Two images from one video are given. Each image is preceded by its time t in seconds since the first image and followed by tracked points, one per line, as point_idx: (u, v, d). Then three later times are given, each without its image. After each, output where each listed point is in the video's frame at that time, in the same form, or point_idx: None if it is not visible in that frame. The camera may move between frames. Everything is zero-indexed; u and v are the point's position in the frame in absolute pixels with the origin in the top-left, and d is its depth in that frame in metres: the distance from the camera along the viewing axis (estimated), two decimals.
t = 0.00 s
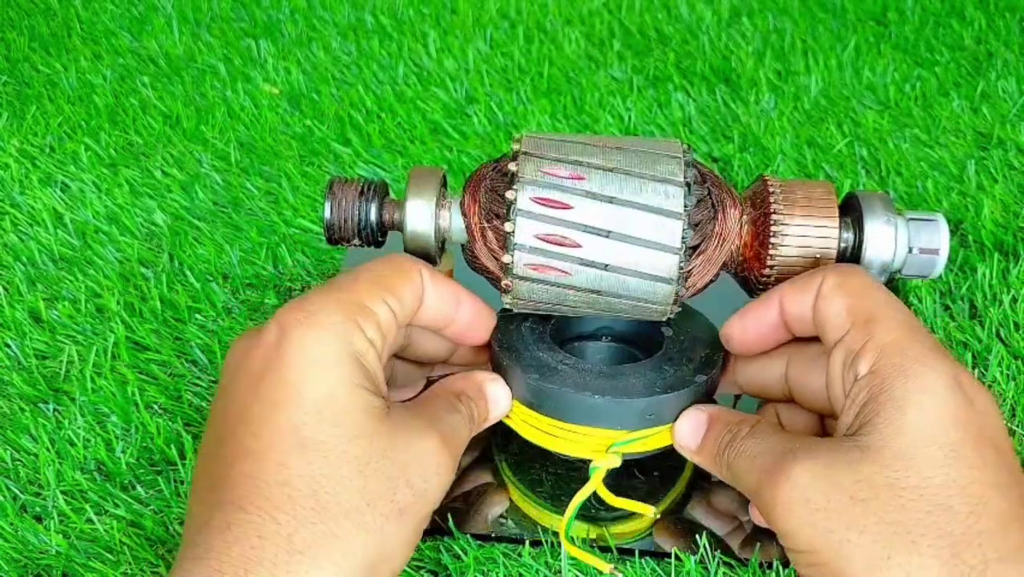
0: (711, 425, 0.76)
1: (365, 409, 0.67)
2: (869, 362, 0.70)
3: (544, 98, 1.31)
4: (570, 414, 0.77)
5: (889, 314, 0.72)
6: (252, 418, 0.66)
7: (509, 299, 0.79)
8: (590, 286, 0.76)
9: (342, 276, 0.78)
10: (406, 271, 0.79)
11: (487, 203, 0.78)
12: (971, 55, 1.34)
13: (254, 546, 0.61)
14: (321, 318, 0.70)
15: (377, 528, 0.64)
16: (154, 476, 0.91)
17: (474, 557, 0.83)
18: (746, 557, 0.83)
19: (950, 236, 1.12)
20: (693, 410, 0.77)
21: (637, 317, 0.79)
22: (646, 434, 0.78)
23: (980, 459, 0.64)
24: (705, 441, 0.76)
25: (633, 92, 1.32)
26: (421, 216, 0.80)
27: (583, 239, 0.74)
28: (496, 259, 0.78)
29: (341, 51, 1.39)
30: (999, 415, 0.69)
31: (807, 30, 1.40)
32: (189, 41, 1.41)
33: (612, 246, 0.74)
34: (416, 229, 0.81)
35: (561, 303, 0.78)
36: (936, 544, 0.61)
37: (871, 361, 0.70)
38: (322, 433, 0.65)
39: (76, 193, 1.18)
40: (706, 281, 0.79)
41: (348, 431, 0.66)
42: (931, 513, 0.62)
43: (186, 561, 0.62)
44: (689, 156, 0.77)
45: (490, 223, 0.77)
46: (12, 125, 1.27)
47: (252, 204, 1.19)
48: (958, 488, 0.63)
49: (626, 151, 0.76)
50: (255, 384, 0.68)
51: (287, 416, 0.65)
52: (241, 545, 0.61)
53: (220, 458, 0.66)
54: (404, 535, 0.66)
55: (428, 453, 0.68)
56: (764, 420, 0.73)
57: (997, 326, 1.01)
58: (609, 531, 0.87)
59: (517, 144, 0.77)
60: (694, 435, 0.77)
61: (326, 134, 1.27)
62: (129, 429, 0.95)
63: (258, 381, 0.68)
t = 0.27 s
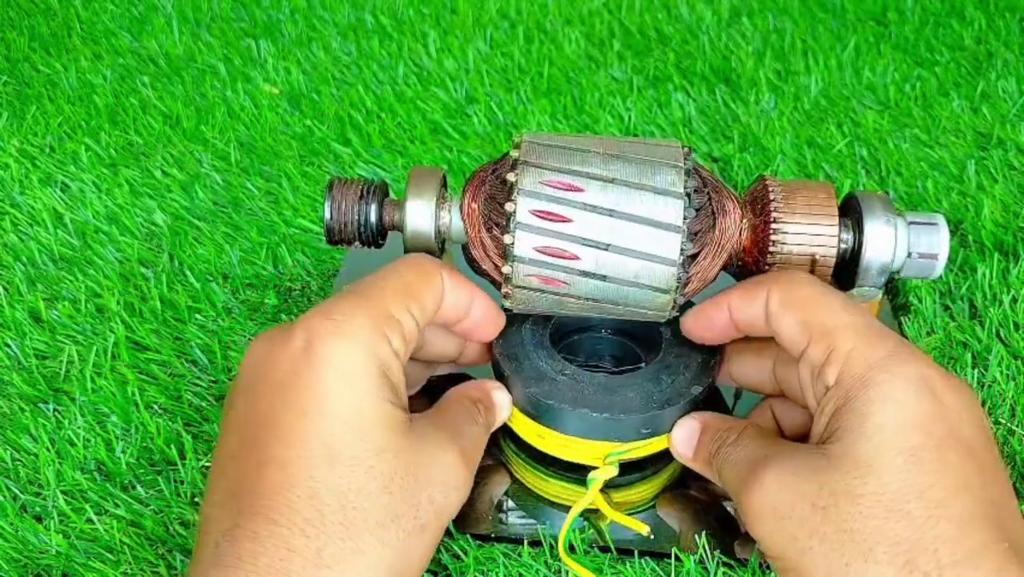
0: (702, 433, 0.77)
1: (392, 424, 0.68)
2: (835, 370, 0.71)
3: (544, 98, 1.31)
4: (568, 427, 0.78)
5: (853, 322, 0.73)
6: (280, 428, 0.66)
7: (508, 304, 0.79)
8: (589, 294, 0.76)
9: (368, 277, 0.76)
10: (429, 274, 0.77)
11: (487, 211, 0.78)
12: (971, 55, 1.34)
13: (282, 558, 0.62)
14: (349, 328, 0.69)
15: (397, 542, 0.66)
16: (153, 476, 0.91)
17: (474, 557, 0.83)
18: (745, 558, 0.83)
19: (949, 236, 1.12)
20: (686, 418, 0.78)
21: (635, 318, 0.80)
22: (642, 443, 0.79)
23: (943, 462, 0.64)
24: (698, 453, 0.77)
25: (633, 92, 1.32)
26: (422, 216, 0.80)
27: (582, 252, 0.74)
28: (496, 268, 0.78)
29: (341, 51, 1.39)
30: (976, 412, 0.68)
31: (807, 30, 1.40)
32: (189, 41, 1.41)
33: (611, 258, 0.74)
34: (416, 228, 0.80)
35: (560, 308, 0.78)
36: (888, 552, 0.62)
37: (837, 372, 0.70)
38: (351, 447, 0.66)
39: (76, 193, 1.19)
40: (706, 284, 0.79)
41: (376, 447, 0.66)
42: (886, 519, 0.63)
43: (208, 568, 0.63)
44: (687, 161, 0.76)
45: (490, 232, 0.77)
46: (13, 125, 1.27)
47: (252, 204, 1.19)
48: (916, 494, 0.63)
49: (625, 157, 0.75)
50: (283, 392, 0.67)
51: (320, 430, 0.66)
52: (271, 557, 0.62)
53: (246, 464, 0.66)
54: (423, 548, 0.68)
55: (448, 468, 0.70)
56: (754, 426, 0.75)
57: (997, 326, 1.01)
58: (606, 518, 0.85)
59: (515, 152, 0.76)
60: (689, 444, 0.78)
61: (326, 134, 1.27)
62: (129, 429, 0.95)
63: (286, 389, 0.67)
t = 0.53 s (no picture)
0: (705, 430, 0.78)
1: (405, 435, 0.68)
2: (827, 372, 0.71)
3: (544, 98, 1.31)
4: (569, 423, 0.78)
5: (843, 327, 0.72)
6: (298, 437, 0.66)
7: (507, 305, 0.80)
8: (588, 298, 0.77)
9: (385, 286, 0.76)
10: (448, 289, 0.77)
11: (486, 216, 0.77)
12: (971, 55, 1.34)
13: (298, 569, 0.62)
14: (368, 337, 0.69)
15: (407, 551, 0.66)
16: (154, 476, 0.91)
17: (474, 557, 0.83)
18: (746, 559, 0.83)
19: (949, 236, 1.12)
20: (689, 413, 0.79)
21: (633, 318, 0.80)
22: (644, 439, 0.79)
23: (930, 465, 0.64)
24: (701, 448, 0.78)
25: (633, 92, 1.32)
26: (421, 216, 0.79)
27: (580, 258, 0.74)
28: (496, 272, 0.79)
29: (341, 51, 1.39)
30: (971, 408, 0.68)
31: (807, 30, 1.40)
32: (189, 41, 1.41)
33: (610, 264, 0.74)
34: (416, 229, 0.80)
35: (559, 309, 0.78)
36: (875, 557, 0.62)
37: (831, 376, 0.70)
38: (368, 459, 0.66)
39: (76, 193, 1.19)
40: (703, 289, 0.79)
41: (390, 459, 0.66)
42: (872, 524, 0.63)
43: None
44: (686, 165, 0.76)
45: (490, 237, 0.77)
46: (13, 125, 1.27)
47: (252, 204, 1.19)
48: (903, 498, 0.63)
49: (624, 161, 0.75)
50: (301, 400, 0.67)
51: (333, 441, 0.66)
52: (288, 567, 0.62)
53: (261, 471, 0.66)
54: (429, 556, 0.69)
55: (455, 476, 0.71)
56: (754, 425, 0.76)
57: (997, 326, 1.01)
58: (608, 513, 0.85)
59: (515, 156, 0.75)
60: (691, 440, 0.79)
61: (327, 134, 1.27)
62: (129, 429, 0.95)
63: (303, 396, 0.67)
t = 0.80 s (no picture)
0: (702, 424, 0.77)
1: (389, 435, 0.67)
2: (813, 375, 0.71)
3: (544, 98, 1.31)
4: (566, 416, 0.78)
5: (828, 329, 0.72)
6: (282, 436, 0.66)
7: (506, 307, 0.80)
8: (587, 305, 0.77)
9: (386, 296, 0.77)
10: (445, 308, 0.77)
11: (486, 223, 0.77)
12: (971, 55, 1.34)
13: (277, 566, 0.63)
14: (354, 338, 0.70)
15: (391, 552, 0.66)
16: (154, 476, 0.91)
17: (474, 558, 0.83)
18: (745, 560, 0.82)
19: (949, 236, 1.12)
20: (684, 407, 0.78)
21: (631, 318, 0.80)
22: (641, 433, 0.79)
23: (910, 472, 0.64)
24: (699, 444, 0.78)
25: (633, 92, 1.32)
26: (423, 218, 0.78)
27: (581, 268, 0.74)
28: (496, 279, 0.79)
29: (341, 51, 1.39)
30: (958, 409, 0.67)
31: (807, 30, 1.40)
32: (189, 41, 1.41)
33: (609, 274, 0.74)
34: (416, 231, 0.78)
35: (559, 312, 0.79)
36: (849, 566, 0.63)
37: (817, 379, 0.70)
38: (349, 457, 0.66)
39: (76, 193, 1.19)
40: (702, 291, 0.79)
41: (372, 456, 0.66)
42: (849, 532, 0.63)
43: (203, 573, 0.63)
44: (685, 171, 0.75)
45: (490, 244, 0.77)
46: (13, 125, 1.27)
47: (252, 204, 1.19)
48: (879, 506, 0.63)
49: (623, 168, 0.74)
50: (286, 399, 0.68)
51: (318, 439, 0.66)
52: (266, 564, 0.62)
53: (246, 469, 0.66)
54: (415, 558, 0.67)
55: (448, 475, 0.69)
56: (748, 419, 0.76)
57: (996, 326, 1.01)
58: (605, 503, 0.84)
59: (514, 164, 0.74)
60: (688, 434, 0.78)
61: (327, 134, 1.27)
62: (129, 429, 0.95)
63: (289, 395, 0.68)
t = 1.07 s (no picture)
0: (700, 415, 0.79)
1: (389, 435, 0.68)
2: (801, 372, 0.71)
3: (544, 98, 1.31)
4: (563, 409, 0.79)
5: (811, 332, 0.72)
6: (285, 436, 0.66)
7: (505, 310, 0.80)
8: (586, 309, 0.77)
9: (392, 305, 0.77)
10: (453, 321, 0.76)
11: (486, 230, 0.76)
12: (971, 55, 1.34)
13: (279, 563, 0.62)
14: (359, 341, 0.70)
15: (390, 552, 0.66)
16: (154, 476, 0.91)
17: (474, 557, 0.83)
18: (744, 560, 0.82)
19: (949, 236, 1.12)
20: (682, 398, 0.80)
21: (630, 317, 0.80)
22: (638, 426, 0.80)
23: (897, 468, 0.64)
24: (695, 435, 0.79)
25: (633, 92, 1.32)
26: (423, 220, 0.78)
27: (580, 275, 0.74)
28: (495, 283, 0.79)
29: (341, 51, 1.39)
30: (945, 402, 0.67)
31: (807, 30, 1.40)
32: (189, 42, 1.41)
33: (609, 281, 0.74)
34: (416, 233, 0.78)
35: (558, 314, 0.79)
36: (836, 563, 0.63)
37: (806, 380, 0.70)
38: (353, 458, 0.66)
39: (76, 193, 1.19)
40: (702, 293, 0.79)
41: (374, 457, 0.66)
42: (835, 529, 0.63)
43: (202, 571, 0.62)
44: (686, 178, 0.74)
45: (489, 250, 0.77)
46: (13, 125, 1.27)
47: (252, 204, 1.19)
48: (865, 503, 0.63)
49: (623, 175, 0.73)
50: (290, 399, 0.67)
51: (320, 438, 0.66)
52: (266, 561, 0.62)
53: (247, 468, 0.66)
54: (414, 557, 0.68)
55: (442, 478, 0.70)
56: (743, 413, 0.77)
57: (996, 326, 1.01)
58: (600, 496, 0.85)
59: (513, 172, 0.73)
60: (685, 425, 0.79)
61: (327, 135, 1.27)
62: (129, 429, 0.95)
63: (292, 395, 0.68)
